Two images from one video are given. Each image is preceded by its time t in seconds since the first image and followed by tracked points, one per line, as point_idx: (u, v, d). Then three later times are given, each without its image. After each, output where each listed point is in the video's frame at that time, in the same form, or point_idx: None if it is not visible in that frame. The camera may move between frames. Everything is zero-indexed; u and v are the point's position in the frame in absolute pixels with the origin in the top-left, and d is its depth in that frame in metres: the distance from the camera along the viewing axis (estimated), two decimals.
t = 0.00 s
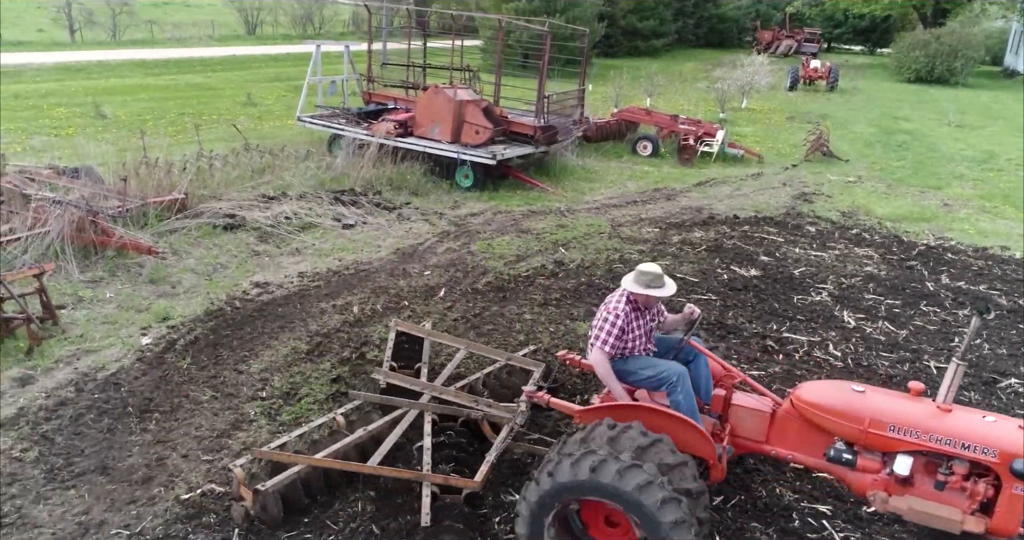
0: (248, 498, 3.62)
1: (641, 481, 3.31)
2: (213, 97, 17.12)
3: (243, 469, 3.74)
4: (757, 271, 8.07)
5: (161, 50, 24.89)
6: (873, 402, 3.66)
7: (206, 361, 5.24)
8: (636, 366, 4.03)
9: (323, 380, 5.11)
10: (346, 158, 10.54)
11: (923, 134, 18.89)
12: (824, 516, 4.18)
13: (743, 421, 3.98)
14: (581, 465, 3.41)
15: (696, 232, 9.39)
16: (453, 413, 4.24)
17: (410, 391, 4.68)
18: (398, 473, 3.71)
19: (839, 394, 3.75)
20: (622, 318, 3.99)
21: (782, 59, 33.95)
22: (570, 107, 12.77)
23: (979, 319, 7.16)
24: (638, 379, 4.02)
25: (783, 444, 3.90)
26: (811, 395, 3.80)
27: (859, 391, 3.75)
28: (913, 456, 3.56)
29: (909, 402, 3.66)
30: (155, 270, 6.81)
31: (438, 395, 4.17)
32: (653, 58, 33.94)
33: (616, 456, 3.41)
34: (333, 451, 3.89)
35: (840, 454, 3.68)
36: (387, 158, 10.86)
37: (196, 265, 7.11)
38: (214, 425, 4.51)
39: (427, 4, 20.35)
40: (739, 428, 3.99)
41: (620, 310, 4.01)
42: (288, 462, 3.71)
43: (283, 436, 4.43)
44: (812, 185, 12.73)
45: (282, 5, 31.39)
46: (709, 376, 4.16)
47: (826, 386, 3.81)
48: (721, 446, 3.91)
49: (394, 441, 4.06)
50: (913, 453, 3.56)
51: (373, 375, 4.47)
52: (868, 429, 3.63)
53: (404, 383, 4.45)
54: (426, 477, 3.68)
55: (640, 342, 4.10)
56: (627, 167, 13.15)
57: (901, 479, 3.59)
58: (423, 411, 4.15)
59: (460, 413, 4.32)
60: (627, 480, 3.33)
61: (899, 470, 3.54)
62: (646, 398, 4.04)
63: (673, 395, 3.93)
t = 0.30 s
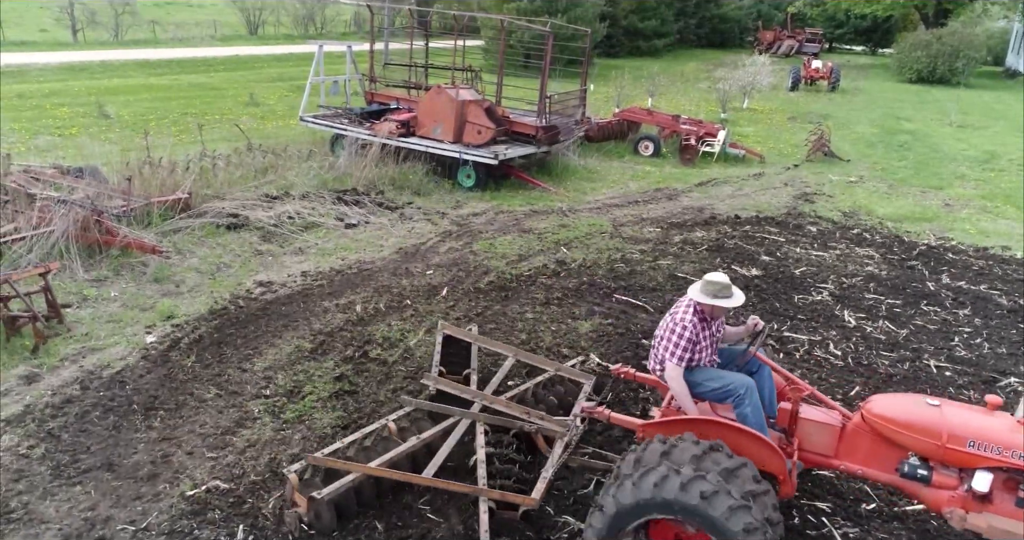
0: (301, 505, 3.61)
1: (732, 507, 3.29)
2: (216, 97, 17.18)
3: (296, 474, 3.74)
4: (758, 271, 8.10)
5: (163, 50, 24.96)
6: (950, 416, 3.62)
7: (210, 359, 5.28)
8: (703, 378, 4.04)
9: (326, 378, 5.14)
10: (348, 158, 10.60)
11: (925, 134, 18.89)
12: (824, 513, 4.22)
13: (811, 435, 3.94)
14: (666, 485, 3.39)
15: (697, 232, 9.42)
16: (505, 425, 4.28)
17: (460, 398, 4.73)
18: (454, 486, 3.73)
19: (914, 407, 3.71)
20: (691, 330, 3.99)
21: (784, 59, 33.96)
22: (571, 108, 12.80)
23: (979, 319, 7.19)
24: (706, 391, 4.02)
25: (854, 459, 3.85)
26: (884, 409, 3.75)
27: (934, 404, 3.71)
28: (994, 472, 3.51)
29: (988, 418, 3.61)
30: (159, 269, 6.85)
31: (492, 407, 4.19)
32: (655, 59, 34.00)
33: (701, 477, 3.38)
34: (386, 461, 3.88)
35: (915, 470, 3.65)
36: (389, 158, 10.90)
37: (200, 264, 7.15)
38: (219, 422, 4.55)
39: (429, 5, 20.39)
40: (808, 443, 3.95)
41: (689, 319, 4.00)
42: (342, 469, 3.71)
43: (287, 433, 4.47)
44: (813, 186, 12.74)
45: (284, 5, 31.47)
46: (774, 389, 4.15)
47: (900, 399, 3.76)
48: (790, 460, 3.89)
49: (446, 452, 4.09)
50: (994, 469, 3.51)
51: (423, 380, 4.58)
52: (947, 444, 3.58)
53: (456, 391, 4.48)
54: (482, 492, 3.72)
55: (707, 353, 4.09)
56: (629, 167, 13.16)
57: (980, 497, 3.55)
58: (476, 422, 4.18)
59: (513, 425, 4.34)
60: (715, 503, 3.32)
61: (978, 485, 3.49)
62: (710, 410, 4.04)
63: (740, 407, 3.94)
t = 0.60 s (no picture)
0: (328, 527, 3.53)
1: (779, 530, 3.21)
2: (212, 97, 17.27)
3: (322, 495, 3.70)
4: (743, 268, 8.17)
5: (162, 50, 25.08)
6: (989, 427, 3.60)
7: (193, 354, 5.36)
8: (734, 388, 4.04)
9: (306, 374, 5.22)
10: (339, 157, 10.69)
11: (919, 134, 18.93)
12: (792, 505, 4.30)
13: (845, 446, 3.95)
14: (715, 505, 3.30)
15: (685, 231, 9.49)
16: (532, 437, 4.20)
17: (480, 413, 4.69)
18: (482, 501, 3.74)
19: (951, 419, 3.70)
20: (724, 339, 3.97)
21: (781, 60, 34.00)
22: (563, 107, 12.86)
23: (959, 316, 7.25)
24: (738, 401, 4.02)
25: (890, 470, 3.84)
26: (920, 421, 3.74)
27: (971, 416, 3.70)
28: None
29: None
30: (147, 266, 6.93)
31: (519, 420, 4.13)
32: (652, 59, 34.10)
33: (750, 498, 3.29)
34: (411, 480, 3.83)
35: (953, 482, 3.64)
36: (381, 157, 10.99)
37: (188, 261, 7.23)
38: (199, 415, 4.63)
39: (425, 5, 20.47)
40: (842, 454, 3.94)
41: (721, 329, 3.99)
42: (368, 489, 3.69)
43: (265, 427, 4.54)
44: (804, 185, 12.79)
45: (283, 5, 31.58)
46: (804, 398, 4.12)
47: (936, 410, 3.75)
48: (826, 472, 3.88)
49: (472, 467, 4.04)
50: None
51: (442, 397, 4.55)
52: (985, 457, 3.56)
53: (476, 405, 4.48)
54: (512, 505, 3.75)
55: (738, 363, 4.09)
56: (621, 167, 13.22)
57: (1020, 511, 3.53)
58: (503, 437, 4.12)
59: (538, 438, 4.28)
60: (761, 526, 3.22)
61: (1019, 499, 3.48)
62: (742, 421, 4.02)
63: (774, 417, 3.93)
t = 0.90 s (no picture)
0: (324, 531, 3.54)
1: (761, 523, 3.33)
2: (203, 96, 17.48)
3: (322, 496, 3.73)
4: (710, 264, 8.32)
5: (158, 50, 25.33)
6: (978, 426, 3.71)
7: (159, 344, 5.53)
8: (726, 386, 4.11)
9: (267, 363, 5.39)
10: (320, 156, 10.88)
11: (905, 133, 19.05)
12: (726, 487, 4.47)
13: (836, 445, 4.05)
14: (713, 508, 3.39)
15: (657, 228, 9.66)
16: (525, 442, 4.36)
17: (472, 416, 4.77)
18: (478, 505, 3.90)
19: (940, 418, 3.81)
20: (714, 339, 4.06)
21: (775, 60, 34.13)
22: (545, 107, 13.03)
23: (917, 311, 7.41)
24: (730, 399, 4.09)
25: (881, 467, 3.95)
26: (910, 419, 3.85)
27: (960, 414, 3.81)
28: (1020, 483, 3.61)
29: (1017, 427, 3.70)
30: (122, 261, 7.11)
31: (512, 424, 4.27)
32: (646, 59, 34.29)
33: (749, 503, 3.37)
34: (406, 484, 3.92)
35: (942, 480, 3.75)
36: (362, 155, 11.17)
37: (164, 256, 7.41)
38: (159, 401, 4.80)
39: (417, 5, 20.65)
40: (832, 453, 4.05)
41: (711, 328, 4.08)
42: (365, 494, 3.75)
43: (222, 412, 4.72)
44: (783, 183, 12.94)
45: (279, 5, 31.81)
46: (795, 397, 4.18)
47: (927, 409, 3.86)
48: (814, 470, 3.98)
49: (467, 471, 4.17)
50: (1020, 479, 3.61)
51: (435, 400, 4.60)
52: (973, 455, 3.68)
53: (470, 409, 4.54)
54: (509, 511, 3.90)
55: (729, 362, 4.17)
56: (602, 165, 13.38)
57: (1007, 507, 3.65)
58: (497, 442, 4.26)
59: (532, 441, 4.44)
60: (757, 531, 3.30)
61: (1007, 495, 3.60)
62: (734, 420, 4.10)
63: (764, 416, 3.99)
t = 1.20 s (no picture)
0: (285, 503, 3.67)
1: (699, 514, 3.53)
2: (189, 95, 17.80)
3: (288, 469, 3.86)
4: (658, 255, 8.61)
5: (150, 50, 25.70)
6: (909, 416, 3.95)
7: (110, 326, 5.86)
8: (672, 377, 4.34)
9: (211, 343, 5.71)
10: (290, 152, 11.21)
11: (881, 131, 19.30)
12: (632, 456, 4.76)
13: (778, 433, 4.28)
14: (661, 498, 3.60)
15: (614, 221, 9.94)
16: (487, 427, 4.61)
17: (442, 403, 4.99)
18: (435, 483, 4.12)
19: (874, 408, 4.05)
20: (654, 332, 4.28)
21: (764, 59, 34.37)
22: (516, 104, 13.32)
23: (850, 299, 7.70)
24: (673, 390, 4.31)
25: (820, 454, 4.18)
26: (849, 408, 4.09)
27: (894, 404, 4.04)
28: (947, 469, 3.85)
29: (948, 417, 3.93)
30: (85, 250, 7.43)
31: (475, 407, 4.54)
32: (637, 58, 34.60)
33: (698, 498, 3.56)
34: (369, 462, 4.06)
35: (874, 466, 3.99)
36: (333, 151, 11.49)
37: (127, 246, 7.73)
38: (103, 377, 5.13)
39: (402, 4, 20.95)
40: (773, 440, 4.28)
41: (650, 323, 4.29)
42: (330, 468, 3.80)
43: (161, 387, 5.03)
44: (749, 179, 13.20)
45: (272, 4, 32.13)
46: (744, 388, 4.40)
47: (863, 399, 4.10)
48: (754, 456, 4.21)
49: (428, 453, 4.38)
50: (948, 466, 3.85)
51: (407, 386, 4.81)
52: (906, 443, 3.92)
53: (441, 395, 4.75)
54: (464, 489, 4.09)
55: (674, 353, 4.39)
56: (573, 161, 13.65)
57: (934, 491, 3.90)
58: (461, 425, 4.52)
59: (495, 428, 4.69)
60: (699, 526, 3.51)
61: (934, 481, 3.84)
62: (681, 409, 4.33)
63: (706, 406, 4.20)
